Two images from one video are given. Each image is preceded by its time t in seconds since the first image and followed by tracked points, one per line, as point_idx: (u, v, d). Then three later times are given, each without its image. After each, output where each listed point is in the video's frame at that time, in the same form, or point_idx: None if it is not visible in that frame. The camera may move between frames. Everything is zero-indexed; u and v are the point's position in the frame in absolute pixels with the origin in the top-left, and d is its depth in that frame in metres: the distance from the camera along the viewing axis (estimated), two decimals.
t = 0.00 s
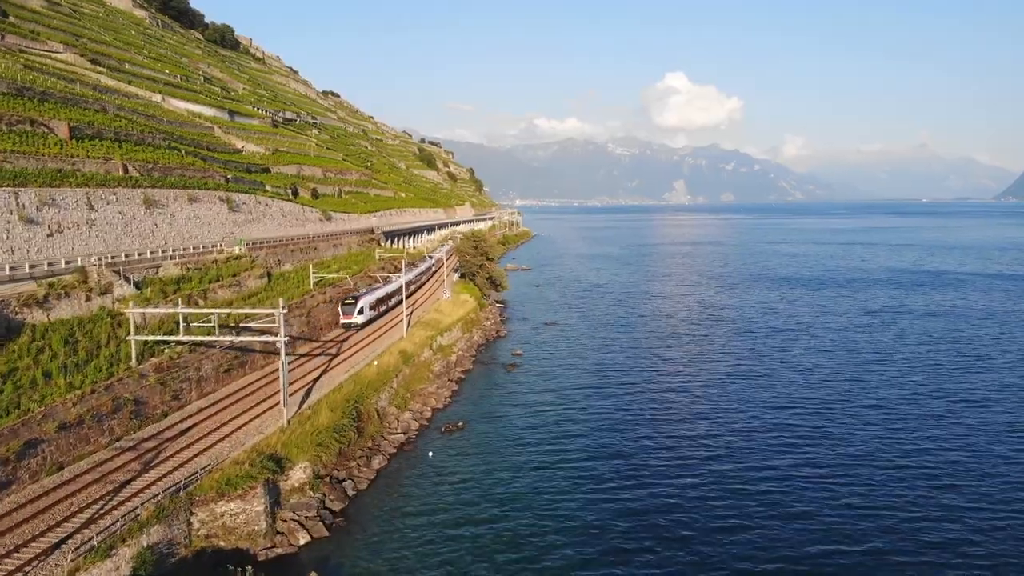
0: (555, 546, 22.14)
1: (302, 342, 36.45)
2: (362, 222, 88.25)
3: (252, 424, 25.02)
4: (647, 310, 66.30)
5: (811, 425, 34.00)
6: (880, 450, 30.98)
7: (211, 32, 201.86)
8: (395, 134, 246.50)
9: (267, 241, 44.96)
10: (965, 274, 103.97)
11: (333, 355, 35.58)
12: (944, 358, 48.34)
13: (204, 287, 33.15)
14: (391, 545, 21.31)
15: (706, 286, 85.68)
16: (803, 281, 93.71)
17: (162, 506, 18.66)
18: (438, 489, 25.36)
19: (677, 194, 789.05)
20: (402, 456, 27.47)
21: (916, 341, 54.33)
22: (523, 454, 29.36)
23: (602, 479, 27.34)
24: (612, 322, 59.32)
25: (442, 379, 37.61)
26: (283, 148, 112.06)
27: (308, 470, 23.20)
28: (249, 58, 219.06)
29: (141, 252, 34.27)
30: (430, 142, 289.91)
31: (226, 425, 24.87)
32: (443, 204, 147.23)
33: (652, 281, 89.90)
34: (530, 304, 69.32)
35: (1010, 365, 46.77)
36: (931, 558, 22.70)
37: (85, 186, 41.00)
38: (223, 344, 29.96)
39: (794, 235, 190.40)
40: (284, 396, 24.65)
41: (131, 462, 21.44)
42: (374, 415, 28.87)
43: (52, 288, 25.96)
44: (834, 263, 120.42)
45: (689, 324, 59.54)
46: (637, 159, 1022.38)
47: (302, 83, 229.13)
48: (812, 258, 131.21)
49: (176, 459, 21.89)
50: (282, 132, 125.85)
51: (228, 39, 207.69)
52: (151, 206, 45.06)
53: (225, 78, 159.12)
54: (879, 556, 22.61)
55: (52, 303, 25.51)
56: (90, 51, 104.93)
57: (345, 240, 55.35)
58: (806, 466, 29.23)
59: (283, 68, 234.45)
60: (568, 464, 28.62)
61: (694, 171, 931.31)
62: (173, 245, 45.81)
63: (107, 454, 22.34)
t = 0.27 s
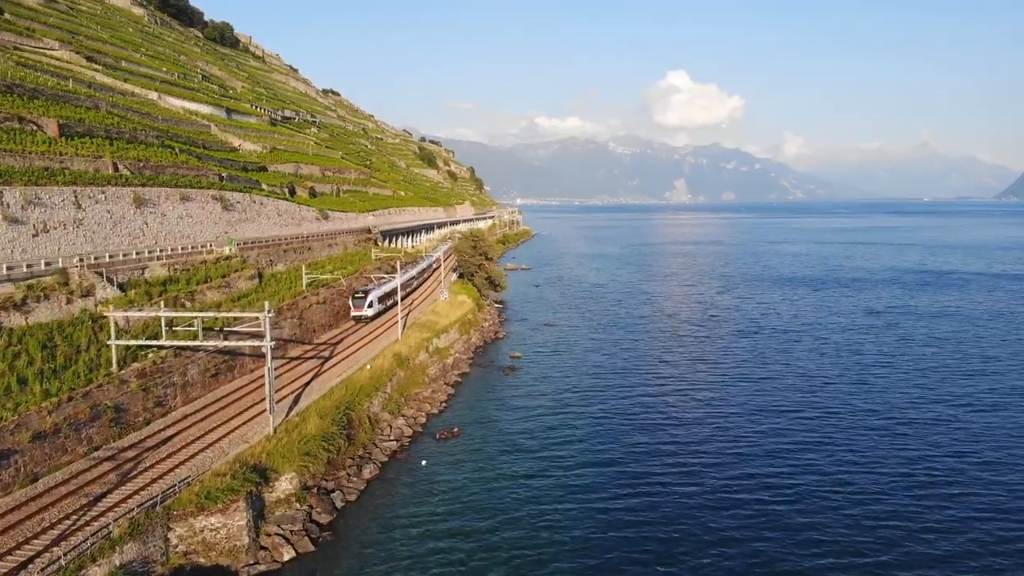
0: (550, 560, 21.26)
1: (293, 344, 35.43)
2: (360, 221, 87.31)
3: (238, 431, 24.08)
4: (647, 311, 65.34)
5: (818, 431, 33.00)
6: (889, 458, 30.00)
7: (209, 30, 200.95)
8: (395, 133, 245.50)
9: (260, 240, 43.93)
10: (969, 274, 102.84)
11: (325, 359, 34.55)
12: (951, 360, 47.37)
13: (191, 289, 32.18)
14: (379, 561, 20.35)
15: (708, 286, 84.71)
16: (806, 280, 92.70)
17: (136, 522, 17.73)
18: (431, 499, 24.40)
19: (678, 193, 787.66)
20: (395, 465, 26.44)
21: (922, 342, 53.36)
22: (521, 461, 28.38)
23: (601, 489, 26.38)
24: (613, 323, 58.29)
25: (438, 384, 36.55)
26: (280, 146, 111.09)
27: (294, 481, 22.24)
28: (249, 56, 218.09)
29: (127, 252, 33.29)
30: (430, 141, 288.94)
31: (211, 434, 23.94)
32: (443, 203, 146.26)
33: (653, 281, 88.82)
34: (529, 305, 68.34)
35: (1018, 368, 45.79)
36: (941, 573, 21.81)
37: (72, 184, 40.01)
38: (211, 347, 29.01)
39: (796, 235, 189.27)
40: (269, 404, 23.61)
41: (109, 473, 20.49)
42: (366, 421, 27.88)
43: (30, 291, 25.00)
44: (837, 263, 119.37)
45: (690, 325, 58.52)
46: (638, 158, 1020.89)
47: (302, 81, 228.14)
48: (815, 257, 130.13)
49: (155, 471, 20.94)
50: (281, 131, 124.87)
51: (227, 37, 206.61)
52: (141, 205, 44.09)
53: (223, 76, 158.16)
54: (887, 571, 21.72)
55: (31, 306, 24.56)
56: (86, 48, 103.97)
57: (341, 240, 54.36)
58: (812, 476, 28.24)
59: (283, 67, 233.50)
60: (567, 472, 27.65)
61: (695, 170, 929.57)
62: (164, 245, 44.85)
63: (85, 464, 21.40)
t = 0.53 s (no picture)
0: None
1: (285, 350, 34.44)
2: (358, 223, 86.48)
3: (223, 442, 23.09)
4: (648, 313, 64.39)
5: (823, 440, 32.01)
6: (897, 470, 29.01)
7: (209, 30, 200.34)
8: (396, 134, 244.71)
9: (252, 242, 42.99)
10: (974, 276, 101.70)
11: (316, 365, 33.56)
12: (959, 365, 46.33)
13: (178, 293, 31.19)
14: None
15: (709, 288, 83.73)
16: (809, 282, 91.71)
17: (107, 544, 16.80)
18: (424, 513, 23.38)
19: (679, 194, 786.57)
20: (386, 476, 25.44)
21: (929, 347, 52.32)
22: (517, 472, 27.38)
23: (601, 502, 25.38)
24: (613, 326, 57.34)
25: (433, 389, 35.51)
26: (279, 146, 110.28)
27: (279, 495, 21.26)
28: (249, 56, 217.47)
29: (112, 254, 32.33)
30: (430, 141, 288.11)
31: (194, 444, 22.97)
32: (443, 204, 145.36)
33: (654, 282, 87.78)
34: (528, 307, 67.38)
35: None
36: None
37: (59, 185, 39.08)
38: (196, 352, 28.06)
39: (797, 236, 188.19)
40: (255, 414, 22.65)
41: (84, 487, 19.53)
42: (357, 430, 26.85)
43: (8, 295, 24.03)
44: (840, 264, 118.37)
45: (692, 328, 57.49)
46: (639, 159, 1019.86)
47: (302, 81, 227.46)
48: (818, 258, 129.04)
49: (132, 485, 20.03)
50: (279, 131, 124.09)
51: (227, 37, 205.83)
52: (131, 206, 43.18)
53: (222, 76, 157.42)
54: None
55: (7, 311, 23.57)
56: (82, 47, 103.10)
57: (336, 242, 53.41)
58: (819, 488, 27.25)
59: (283, 67, 232.84)
60: (565, 484, 26.65)
61: (696, 171, 928.38)
62: (155, 247, 43.92)
63: (61, 476, 20.43)
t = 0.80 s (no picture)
0: None
1: (276, 353, 33.45)
2: (355, 223, 85.54)
3: (206, 453, 22.16)
4: (649, 314, 63.47)
5: (831, 448, 31.00)
6: (908, 479, 28.01)
7: (207, 29, 199.37)
8: (396, 133, 243.77)
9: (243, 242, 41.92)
10: (979, 276, 100.48)
11: (308, 369, 32.57)
12: (967, 367, 45.26)
13: (164, 295, 30.21)
14: None
15: (711, 288, 82.78)
16: (812, 282, 90.70)
17: (77, 564, 15.88)
18: (416, 525, 22.39)
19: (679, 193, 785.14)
20: (378, 486, 24.44)
21: (936, 348, 51.26)
22: (514, 481, 26.39)
23: (601, 513, 24.39)
24: (614, 327, 56.43)
25: (429, 394, 34.49)
26: (276, 145, 109.36)
27: (263, 509, 20.31)
28: (248, 55, 216.54)
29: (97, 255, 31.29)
30: (431, 140, 286.77)
31: (177, 455, 22.03)
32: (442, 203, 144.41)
33: (655, 282, 86.68)
34: (527, 308, 66.43)
35: None
36: None
37: (46, 184, 38.04)
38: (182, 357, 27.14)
39: (799, 235, 187.00)
40: (239, 423, 21.71)
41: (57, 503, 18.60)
42: (347, 438, 25.82)
43: None
44: (843, 264, 117.27)
45: (694, 330, 56.43)
46: (639, 158, 1018.15)
47: (301, 80, 226.53)
48: (821, 258, 127.93)
49: (108, 499, 19.10)
50: (277, 130, 123.12)
51: (225, 36, 204.76)
52: (121, 206, 42.17)
53: (220, 75, 156.50)
54: None
55: None
56: (78, 45, 102.08)
57: (331, 242, 52.41)
58: (827, 498, 26.25)
59: (283, 66, 231.86)
60: (563, 494, 25.65)
61: (697, 170, 926.77)
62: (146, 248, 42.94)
63: (35, 489, 19.48)
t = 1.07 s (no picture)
0: None
1: (267, 358, 32.52)
2: (354, 223, 84.63)
3: (188, 465, 21.18)
4: (651, 316, 62.54)
5: (840, 456, 29.98)
6: (921, 490, 26.98)
7: (207, 28, 198.54)
8: (397, 132, 242.91)
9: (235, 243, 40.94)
10: (984, 276, 99.32)
11: (299, 374, 31.57)
12: (978, 370, 44.17)
13: (150, 299, 29.22)
14: None
15: (713, 289, 81.82)
16: (815, 283, 89.67)
17: None
18: (409, 539, 21.41)
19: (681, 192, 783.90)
20: (369, 498, 23.46)
21: (945, 351, 50.16)
22: (512, 492, 25.40)
23: (602, 527, 23.39)
24: (615, 330, 55.49)
25: (425, 400, 33.51)
26: (275, 145, 108.45)
27: (246, 525, 19.32)
28: (248, 55, 215.75)
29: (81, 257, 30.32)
30: (431, 140, 285.74)
31: (158, 468, 21.05)
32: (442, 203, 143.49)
33: (657, 283, 85.61)
34: (527, 310, 65.46)
35: None
36: None
37: (33, 184, 37.04)
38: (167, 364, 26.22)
39: (801, 235, 185.86)
40: (222, 434, 20.80)
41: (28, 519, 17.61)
42: (338, 448, 24.82)
43: None
44: (846, 264, 116.20)
45: (697, 332, 55.37)
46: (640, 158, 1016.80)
47: (301, 80, 225.75)
48: (824, 258, 126.84)
49: (84, 514, 18.18)
50: (275, 129, 122.17)
51: (225, 36, 203.87)
52: (110, 207, 41.18)
53: (219, 74, 155.69)
54: None
55: None
56: (74, 44, 101.14)
57: (327, 243, 51.41)
58: (838, 511, 25.23)
59: (283, 66, 231.06)
60: (563, 506, 24.67)
61: (698, 170, 925.39)
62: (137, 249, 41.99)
63: (7, 504, 18.48)
